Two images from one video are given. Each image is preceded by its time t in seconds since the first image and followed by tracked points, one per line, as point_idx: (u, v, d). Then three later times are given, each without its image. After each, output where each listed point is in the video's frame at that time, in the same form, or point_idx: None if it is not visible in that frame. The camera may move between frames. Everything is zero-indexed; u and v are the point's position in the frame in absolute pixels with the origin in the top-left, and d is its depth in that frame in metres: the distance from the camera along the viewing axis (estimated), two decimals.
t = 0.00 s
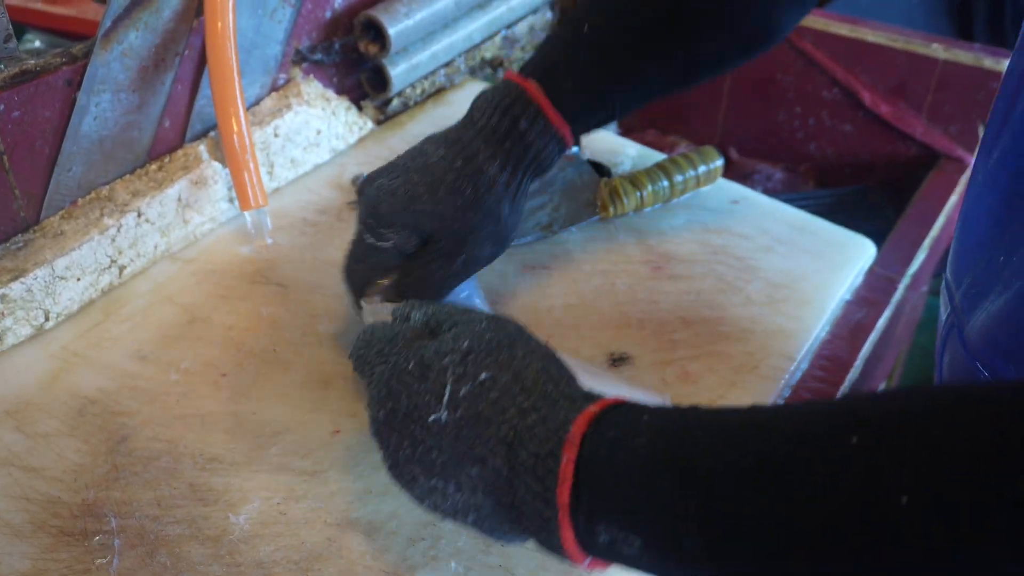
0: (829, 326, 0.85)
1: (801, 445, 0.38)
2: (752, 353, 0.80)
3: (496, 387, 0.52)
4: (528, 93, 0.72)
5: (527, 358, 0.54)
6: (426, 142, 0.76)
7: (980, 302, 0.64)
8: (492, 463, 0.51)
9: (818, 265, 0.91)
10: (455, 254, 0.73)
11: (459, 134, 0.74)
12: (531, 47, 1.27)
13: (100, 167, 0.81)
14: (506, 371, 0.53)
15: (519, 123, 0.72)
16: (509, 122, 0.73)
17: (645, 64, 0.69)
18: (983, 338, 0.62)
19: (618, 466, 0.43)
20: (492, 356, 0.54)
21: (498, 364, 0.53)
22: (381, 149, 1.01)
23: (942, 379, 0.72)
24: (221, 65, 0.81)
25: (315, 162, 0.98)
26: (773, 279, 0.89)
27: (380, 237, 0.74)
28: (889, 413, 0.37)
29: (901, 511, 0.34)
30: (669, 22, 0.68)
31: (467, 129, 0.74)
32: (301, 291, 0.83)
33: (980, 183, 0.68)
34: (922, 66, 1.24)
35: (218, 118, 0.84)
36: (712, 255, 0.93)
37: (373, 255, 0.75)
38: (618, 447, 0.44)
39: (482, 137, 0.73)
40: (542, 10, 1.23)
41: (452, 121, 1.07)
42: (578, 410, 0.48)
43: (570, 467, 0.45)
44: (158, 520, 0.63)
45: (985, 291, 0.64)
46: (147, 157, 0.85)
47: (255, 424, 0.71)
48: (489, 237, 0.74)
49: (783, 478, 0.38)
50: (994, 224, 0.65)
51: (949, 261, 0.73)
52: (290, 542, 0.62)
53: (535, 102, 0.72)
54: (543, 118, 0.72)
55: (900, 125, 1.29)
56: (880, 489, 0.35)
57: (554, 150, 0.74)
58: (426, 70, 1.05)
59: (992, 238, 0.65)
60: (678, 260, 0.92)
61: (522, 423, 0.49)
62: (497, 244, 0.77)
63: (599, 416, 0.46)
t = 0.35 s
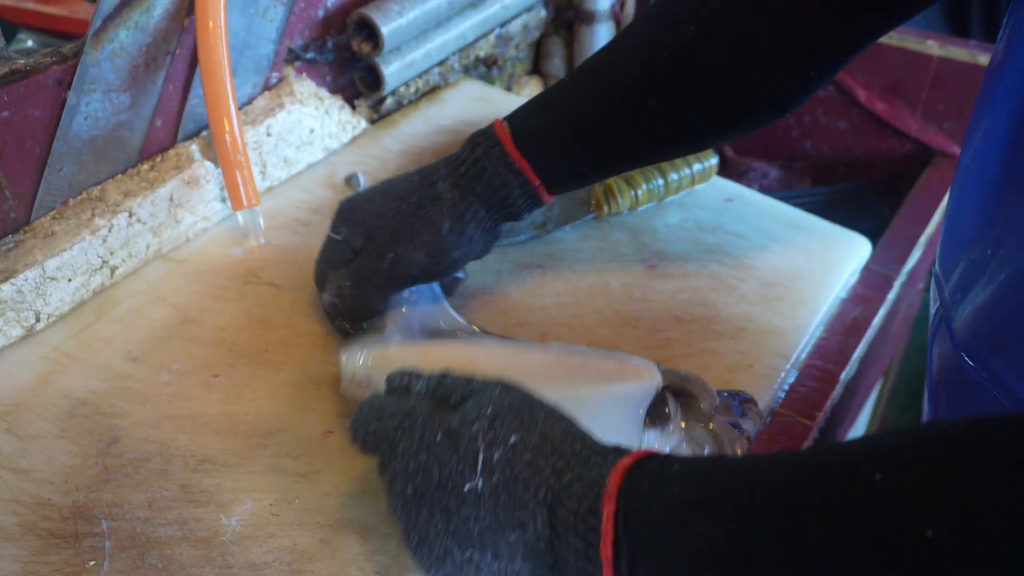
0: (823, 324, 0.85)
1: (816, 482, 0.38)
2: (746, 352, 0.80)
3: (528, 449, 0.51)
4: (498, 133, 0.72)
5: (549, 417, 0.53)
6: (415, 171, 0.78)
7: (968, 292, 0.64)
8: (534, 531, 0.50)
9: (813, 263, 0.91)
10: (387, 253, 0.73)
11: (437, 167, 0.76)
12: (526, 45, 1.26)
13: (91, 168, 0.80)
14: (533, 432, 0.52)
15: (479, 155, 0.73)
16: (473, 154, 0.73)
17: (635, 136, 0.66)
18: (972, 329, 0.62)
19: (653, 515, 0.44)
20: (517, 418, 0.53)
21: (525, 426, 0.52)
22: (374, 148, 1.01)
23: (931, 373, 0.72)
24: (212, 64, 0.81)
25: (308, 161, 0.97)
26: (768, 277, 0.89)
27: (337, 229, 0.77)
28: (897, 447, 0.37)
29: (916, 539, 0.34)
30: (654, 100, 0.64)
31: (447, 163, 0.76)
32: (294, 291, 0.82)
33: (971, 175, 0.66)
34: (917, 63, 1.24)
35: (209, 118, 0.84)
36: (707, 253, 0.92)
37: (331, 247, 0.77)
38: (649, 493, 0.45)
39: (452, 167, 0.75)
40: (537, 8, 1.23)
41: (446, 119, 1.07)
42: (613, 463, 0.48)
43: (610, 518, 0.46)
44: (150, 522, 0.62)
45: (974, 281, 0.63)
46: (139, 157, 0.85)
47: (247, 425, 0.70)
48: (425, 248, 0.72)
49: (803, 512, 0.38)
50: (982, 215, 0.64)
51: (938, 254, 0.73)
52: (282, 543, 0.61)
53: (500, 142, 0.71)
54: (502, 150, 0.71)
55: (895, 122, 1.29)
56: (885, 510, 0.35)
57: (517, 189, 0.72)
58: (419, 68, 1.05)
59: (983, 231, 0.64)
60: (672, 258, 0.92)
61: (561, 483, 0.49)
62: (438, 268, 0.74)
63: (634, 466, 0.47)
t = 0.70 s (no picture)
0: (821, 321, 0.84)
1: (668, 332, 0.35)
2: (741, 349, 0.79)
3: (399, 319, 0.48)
4: (540, 115, 0.74)
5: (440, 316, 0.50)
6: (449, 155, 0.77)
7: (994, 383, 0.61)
8: (365, 404, 0.48)
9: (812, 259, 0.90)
10: (424, 240, 0.70)
11: (476, 150, 0.76)
12: (521, 43, 1.26)
13: (82, 167, 0.80)
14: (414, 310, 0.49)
15: (524, 142, 0.73)
16: (517, 141, 0.74)
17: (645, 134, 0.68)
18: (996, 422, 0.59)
19: (484, 371, 0.40)
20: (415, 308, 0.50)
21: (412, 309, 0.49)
22: (368, 147, 1.01)
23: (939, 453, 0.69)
24: (204, 62, 0.80)
25: (302, 160, 0.97)
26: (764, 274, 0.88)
27: (368, 212, 0.74)
28: (789, 319, 0.32)
29: (879, 405, 0.30)
30: (669, 98, 0.67)
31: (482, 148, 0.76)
32: (287, 290, 0.82)
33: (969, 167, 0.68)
34: (913, 61, 1.25)
35: (201, 117, 0.83)
36: (702, 251, 0.92)
37: (354, 225, 0.74)
38: (483, 348, 0.41)
39: (492, 154, 0.75)
40: (532, 5, 1.22)
41: (440, 117, 1.06)
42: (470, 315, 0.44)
43: (434, 365, 0.42)
44: (141, 523, 0.62)
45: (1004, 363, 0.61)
46: (131, 156, 0.84)
47: (240, 425, 0.70)
48: (465, 236, 0.71)
49: (684, 364, 0.34)
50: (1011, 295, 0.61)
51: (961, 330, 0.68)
52: (274, 544, 0.61)
53: (545, 126, 0.73)
54: (547, 133, 0.73)
55: (891, 120, 1.30)
56: (775, 383, 0.32)
57: (557, 175, 0.73)
58: (414, 66, 1.05)
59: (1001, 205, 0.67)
60: (668, 256, 0.91)
61: (394, 355, 0.46)
62: (472, 258, 0.73)
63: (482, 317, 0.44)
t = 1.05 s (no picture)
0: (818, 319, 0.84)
1: (572, 295, 0.39)
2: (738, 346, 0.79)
3: (349, 301, 0.60)
4: (494, 88, 0.72)
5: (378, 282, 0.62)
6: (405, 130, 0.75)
7: None
8: (335, 379, 0.58)
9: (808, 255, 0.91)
10: (394, 222, 0.70)
11: (432, 123, 0.74)
12: (518, 40, 1.26)
13: (79, 165, 0.80)
14: (357, 289, 0.61)
15: (480, 115, 0.72)
16: (472, 115, 0.72)
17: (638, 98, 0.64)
18: None
19: (433, 341, 0.45)
20: (355, 284, 0.62)
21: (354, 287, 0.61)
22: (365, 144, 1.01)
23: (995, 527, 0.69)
24: (200, 59, 0.80)
25: (298, 157, 0.97)
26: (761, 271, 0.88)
27: (330, 195, 0.73)
28: (715, 259, 0.35)
29: (788, 334, 0.32)
30: (632, 67, 0.64)
31: (434, 122, 0.74)
32: (283, 288, 0.82)
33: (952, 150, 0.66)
34: (910, 56, 1.25)
35: (198, 114, 0.83)
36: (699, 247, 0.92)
37: (316, 211, 0.73)
38: (424, 330, 0.46)
39: (446, 128, 0.73)
40: (529, 2, 1.22)
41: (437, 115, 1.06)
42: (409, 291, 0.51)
43: (388, 331, 0.49)
44: (138, 521, 0.62)
45: None
46: (128, 153, 0.84)
47: (237, 423, 0.70)
48: (432, 213, 0.71)
49: (618, 329, 0.36)
50: None
51: None
52: (271, 541, 0.61)
53: (500, 98, 0.71)
54: (502, 104, 0.71)
55: (889, 116, 1.30)
56: (694, 311, 0.34)
57: (515, 148, 0.72)
58: (410, 63, 1.05)
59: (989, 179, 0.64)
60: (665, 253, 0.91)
61: (349, 328, 0.58)
62: (440, 233, 0.73)
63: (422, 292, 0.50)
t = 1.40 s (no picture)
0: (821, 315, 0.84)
1: (599, 363, 0.36)
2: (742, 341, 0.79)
3: (368, 324, 0.53)
4: (504, 54, 0.75)
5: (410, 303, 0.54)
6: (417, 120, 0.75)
7: None
8: (351, 409, 0.52)
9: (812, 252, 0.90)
10: (462, 208, 0.70)
11: (445, 104, 0.74)
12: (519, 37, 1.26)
13: (81, 162, 0.79)
14: (378, 309, 0.53)
15: (493, 77, 0.74)
16: (484, 81, 0.75)
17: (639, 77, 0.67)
18: None
19: (462, 398, 0.41)
20: (375, 299, 0.55)
21: (376, 305, 0.54)
22: (367, 141, 1.00)
23: None
24: (202, 55, 0.80)
25: (300, 154, 0.97)
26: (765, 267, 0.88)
27: (385, 219, 0.71)
28: (729, 323, 0.33)
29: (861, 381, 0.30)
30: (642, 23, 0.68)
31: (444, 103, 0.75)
32: (286, 284, 0.82)
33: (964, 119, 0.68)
34: (913, 51, 1.24)
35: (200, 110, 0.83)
36: (702, 243, 0.92)
37: (377, 239, 0.72)
38: (447, 381, 0.43)
39: (459, 100, 0.74)
40: None
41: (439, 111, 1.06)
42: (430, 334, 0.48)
43: (411, 381, 0.45)
44: (142, 518, 0.62)
45: None
46: (129, 150, 0.84)
47: (241, 420, 0.70)
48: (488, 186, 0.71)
49: (650, 383, 0.34)
50: None
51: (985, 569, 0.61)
52: (276, 539, 0.61)
53: (512, 61, 0.74)
54: (515, 67, 0.74)
55: (891, 112, 1.30)
56: (769, 362, 0.31)
57: (533, 105, 0.75)
58: (412, 59, 1.04)
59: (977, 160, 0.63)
60: (668, 249, 0.91)
61: (369, 360, 0.51)
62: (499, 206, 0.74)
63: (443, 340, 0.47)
